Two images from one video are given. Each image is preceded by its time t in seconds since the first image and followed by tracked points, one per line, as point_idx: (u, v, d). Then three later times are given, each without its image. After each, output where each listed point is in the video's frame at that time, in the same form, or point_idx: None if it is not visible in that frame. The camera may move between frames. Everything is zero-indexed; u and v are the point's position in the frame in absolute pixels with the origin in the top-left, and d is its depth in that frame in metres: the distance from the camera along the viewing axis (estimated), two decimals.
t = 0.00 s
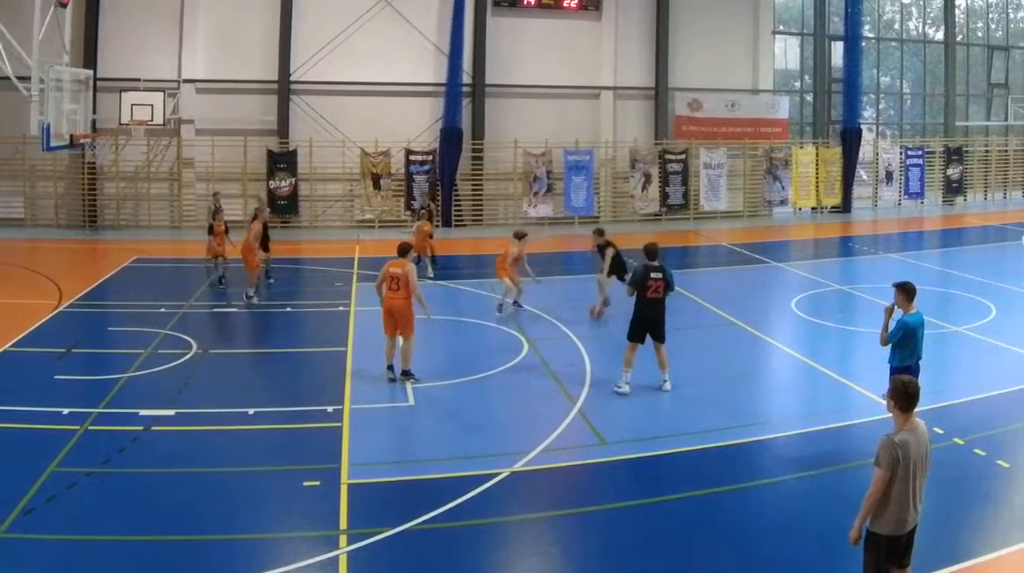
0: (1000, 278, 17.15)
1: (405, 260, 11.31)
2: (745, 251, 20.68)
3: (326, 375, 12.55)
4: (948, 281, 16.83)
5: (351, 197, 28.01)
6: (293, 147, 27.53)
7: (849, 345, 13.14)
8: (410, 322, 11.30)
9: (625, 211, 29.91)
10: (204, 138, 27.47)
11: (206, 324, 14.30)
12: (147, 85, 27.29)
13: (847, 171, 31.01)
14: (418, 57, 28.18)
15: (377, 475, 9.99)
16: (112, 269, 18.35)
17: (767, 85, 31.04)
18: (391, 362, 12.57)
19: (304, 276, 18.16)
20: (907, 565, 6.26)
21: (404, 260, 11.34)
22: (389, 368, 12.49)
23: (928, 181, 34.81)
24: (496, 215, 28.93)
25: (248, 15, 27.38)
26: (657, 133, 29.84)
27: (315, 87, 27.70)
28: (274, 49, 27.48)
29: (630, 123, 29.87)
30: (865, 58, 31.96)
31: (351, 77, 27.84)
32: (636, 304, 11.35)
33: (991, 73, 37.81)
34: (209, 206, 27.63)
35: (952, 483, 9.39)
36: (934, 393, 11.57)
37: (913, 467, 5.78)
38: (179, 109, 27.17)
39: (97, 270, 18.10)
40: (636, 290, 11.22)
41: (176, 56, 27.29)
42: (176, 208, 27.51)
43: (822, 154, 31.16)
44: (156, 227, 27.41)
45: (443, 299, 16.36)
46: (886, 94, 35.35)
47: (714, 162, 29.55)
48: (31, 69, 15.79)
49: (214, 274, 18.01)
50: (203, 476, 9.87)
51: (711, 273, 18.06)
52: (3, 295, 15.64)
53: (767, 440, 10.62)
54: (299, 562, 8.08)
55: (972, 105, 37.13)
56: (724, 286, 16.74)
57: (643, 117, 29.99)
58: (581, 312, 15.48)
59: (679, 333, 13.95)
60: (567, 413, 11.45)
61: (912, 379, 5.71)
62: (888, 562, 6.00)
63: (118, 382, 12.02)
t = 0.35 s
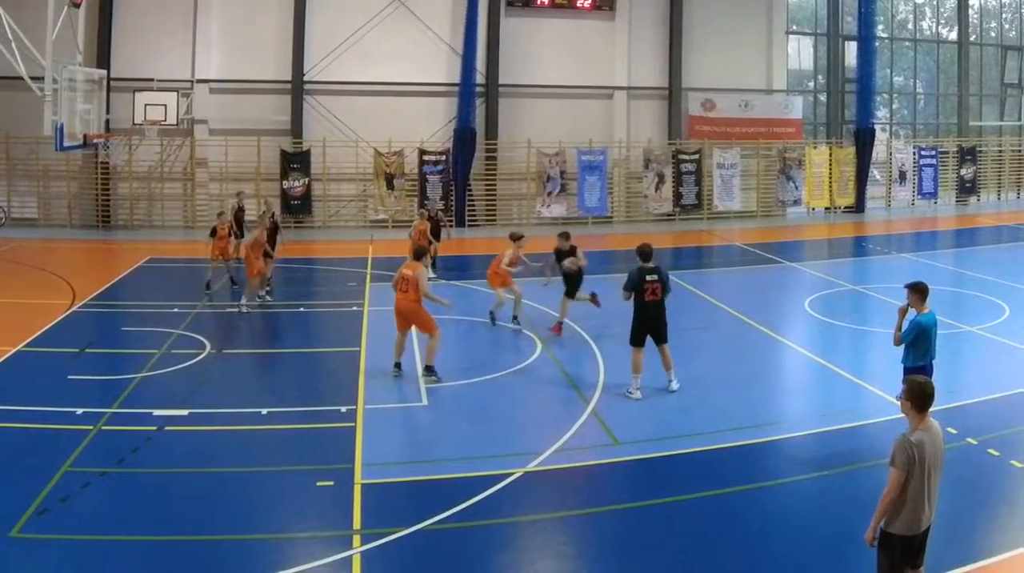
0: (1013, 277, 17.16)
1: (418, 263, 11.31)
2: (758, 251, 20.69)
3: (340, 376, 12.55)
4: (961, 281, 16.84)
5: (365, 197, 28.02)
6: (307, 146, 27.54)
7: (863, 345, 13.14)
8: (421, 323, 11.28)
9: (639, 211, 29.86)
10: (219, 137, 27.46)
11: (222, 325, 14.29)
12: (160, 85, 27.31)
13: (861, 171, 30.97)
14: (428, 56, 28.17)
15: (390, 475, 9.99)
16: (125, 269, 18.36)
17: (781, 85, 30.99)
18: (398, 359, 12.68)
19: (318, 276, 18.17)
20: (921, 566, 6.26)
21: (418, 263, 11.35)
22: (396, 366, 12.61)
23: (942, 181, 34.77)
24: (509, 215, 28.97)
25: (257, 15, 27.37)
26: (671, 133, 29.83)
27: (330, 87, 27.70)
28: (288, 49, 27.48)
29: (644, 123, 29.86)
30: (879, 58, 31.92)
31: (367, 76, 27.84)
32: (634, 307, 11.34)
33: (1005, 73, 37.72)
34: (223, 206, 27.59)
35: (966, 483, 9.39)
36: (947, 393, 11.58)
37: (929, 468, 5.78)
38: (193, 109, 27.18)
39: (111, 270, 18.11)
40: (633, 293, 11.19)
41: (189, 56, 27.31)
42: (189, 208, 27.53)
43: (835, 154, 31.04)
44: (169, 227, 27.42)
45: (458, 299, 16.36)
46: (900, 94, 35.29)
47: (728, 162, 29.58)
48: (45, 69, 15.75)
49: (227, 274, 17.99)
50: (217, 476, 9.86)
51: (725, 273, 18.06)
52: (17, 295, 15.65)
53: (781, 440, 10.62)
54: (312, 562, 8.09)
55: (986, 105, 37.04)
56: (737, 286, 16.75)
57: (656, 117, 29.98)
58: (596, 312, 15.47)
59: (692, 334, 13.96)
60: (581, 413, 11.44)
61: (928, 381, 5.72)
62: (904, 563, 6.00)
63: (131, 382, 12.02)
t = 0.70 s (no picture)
0: None
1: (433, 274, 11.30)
2: (772, 251, 20.69)
3: (354, 375, 12.56)
4: (976, 282, 16.81)
5: (378, 197, 28.04)
6: (320, 147, 27.53)
7: (876, 345, 13.14)
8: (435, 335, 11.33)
9: (651, 212, 29.85)
10: (232, 137, 27.48)
11: (240, 324, 14.32)
12: (173, 85, 27.33)
13: (875, 171, 30.88)
14: (438, 55, 28.14)
15: (404, 475, 9.99)
16: (139, 269, 18.36)
17: (794, 85, 30.96)
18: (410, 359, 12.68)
19: (332, 276, 18.18)
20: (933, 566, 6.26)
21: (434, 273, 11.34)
22: (407, 366, 12.61)
23: (955, 181, 34.72)
24: (523, 215, 28.93)
25: (267, 15, 27.37)
26: (684, 133, 29.82)
27: (343, 87, 27.71)
28: (301, 49, 27.49)
29: (658, 123, 29.86)
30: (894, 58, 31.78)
31: (380, 76, 27.85)
32: (645, 309, 11.24)
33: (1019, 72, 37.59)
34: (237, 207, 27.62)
35: (980, 482, 9.39)
36: (961, 393, 11.58)
37: (943, 469, 5.75)
38: (205, 109, 27.20)
39: (124, 270, 18.10)
40: (645, 296, 11.09)
41: (203, 56, 27.34)
42: (202, 208, 27.57)
43: (849, 154, 30.89)
44: (182, 228, 27.45)
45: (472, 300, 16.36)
46: (913, 94, 35.18)
47: (741, 162, 29.56)
48: (59, 69, 15.73)
49: (240, 273, 17.98)
50: (231, 476, 9.87)
51: (738, 273, 18.07)
52: (30, 295, 15.67)
53: (795, 440, 10.63)
54: (326, 562, 8.09)
55: (1000, 105, 36.91)
56: (750, 286, 16.75)
57: (670, 117, 29.97)
58: (609, 312, 15.46)
59: (706, 334, 13.96)
60: (594, 413, 11.44)
61: (943, 381, 5.70)
62: (918, 563, 5.98)
63: (145, 382, 12.03)
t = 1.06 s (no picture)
0: None
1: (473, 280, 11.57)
2: (787, 251, 20.68)
3: (369, 375, 12.57)
4: (992, 282, 16.79)
5: (393, 197, 28.09)
6: (334, 147, 27.53)
7: (891, 345, 13.14)
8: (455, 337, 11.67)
9: (666, 211, 29.88)
10: (248, 137, 27.52)
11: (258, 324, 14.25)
12: (187, 85, 27.35)
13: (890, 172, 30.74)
14: (446, 54, 28.07)
15: (419, 475, 9.99)
16: (155, 268, 18.38)
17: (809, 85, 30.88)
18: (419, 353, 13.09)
19: (347, 276, 18.20)
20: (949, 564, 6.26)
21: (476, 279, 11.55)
22: (427, 370, 12.53)
23: (970, 181, 34.60)
24: (538, 215, 29.01)
25: (277, 16, 27.38)
26: (699, 133, 29.75)
27: (358, 86, 27.70)
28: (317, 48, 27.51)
29: (672, 123, 29.81)
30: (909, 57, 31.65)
31: (393, 77, 27.82)
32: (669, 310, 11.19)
33: None
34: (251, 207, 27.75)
35: (996, 482, 9.38)
36: (976, 393, 11.57)
37: (958, 468, 5.75)
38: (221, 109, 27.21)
39: (139, 270, 18.12)
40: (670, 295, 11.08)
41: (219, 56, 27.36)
42: (218, 208, 27.66)
43: (864, 154, 30.85)
44: (198, 227, 27.56)
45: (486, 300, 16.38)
46: (928, 94, 34.96)
47: (756, 162, 29.58)
48: (74, 69, 15.71)
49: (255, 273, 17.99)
50: (246, 477, 9.87)
51: (753, 273, 18.07)
52: (45, 295, 15.71)
53: (810, 440, 10.62)
54: (339, 562, 8.08)
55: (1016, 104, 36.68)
56: (765, 286, 16.74)
57: (684, 117, 29.93)
58: (625, 312, 15.46)
59: (720, 334, 13.96)
60: (609, 413, 11.44)
61: (959, 381, 5.68)
62: (933, 562, 5.98)
63: (160, 382, 12.04)
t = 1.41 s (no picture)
0: None
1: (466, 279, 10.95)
2: (800, 251, 20.68)
3: (384, 375, 12.58)
4: (1005, 282, 16.79)
5: (406, 197, 28.11)
6: (349, 147, 27.56)
7: (904, 345, 13.14)
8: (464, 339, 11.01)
9: (679, 211, 29.90)
10: (260, 137, 27.54)
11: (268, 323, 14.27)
12: (201, 85, 27.38)
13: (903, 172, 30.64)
14: (453, 54, 28.05)
15: (433, 475, 9.98)
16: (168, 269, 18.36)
17: (822, 85, 30.82)
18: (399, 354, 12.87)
19: (361, 276, 18.21)
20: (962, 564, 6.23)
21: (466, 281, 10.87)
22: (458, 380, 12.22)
23: (983, 181, 34.51)
24: (551, 215, 29.01)
25: (286, 16, 27.38)
26: (712, 133, 29.71)
27: (369, 86, 27.71)
28: (329, 49, 27.52)
29: (686, 123, 29.77)
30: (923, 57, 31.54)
31: (406, 75, 27.82)
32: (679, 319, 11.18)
33: None
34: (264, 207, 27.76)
35: (1010, 482, 9.37)
36: (989, 393, 11.56)
37: (972, 466, 5.72)
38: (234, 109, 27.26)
39: (152, 270, 18.11)
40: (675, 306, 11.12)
41: (232, 56, 27.38)
42: (231, 208, 27.67)
43: (877, 154, 30.75)
44: (211, 227, 27.58)
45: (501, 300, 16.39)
46: (941, 94, 34.78)
47: (770, 162, 29.53)
48: (86, 68, 15.69)
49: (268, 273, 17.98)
50: (259, 476, 9.87)
51: (767, 273, 18.07)
52: (59, 295, 15.72)
53: (824, 440, 10.62)
54: (353, 562, 8.08)
55: None
56: (777, 286, 16.75)
57: (698, 117, 29.88)
58: (639, 312, 15.45)
59: (732, 334, 13.97)
60: (623, 413, 11.44)
61: (970, 378, 5.65)
62: (946, 561, 5.95)
63: (173, 382, 12.04)
